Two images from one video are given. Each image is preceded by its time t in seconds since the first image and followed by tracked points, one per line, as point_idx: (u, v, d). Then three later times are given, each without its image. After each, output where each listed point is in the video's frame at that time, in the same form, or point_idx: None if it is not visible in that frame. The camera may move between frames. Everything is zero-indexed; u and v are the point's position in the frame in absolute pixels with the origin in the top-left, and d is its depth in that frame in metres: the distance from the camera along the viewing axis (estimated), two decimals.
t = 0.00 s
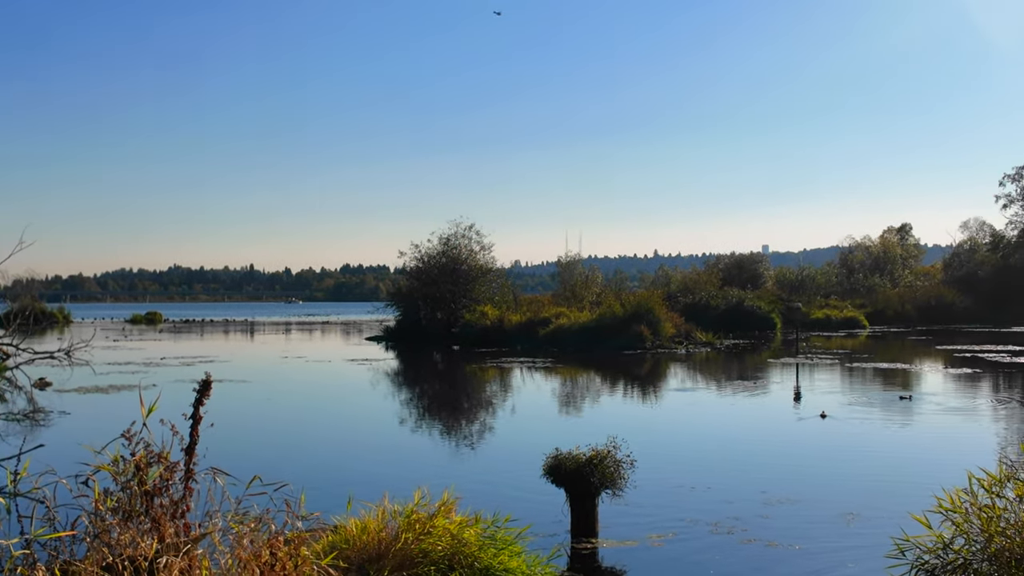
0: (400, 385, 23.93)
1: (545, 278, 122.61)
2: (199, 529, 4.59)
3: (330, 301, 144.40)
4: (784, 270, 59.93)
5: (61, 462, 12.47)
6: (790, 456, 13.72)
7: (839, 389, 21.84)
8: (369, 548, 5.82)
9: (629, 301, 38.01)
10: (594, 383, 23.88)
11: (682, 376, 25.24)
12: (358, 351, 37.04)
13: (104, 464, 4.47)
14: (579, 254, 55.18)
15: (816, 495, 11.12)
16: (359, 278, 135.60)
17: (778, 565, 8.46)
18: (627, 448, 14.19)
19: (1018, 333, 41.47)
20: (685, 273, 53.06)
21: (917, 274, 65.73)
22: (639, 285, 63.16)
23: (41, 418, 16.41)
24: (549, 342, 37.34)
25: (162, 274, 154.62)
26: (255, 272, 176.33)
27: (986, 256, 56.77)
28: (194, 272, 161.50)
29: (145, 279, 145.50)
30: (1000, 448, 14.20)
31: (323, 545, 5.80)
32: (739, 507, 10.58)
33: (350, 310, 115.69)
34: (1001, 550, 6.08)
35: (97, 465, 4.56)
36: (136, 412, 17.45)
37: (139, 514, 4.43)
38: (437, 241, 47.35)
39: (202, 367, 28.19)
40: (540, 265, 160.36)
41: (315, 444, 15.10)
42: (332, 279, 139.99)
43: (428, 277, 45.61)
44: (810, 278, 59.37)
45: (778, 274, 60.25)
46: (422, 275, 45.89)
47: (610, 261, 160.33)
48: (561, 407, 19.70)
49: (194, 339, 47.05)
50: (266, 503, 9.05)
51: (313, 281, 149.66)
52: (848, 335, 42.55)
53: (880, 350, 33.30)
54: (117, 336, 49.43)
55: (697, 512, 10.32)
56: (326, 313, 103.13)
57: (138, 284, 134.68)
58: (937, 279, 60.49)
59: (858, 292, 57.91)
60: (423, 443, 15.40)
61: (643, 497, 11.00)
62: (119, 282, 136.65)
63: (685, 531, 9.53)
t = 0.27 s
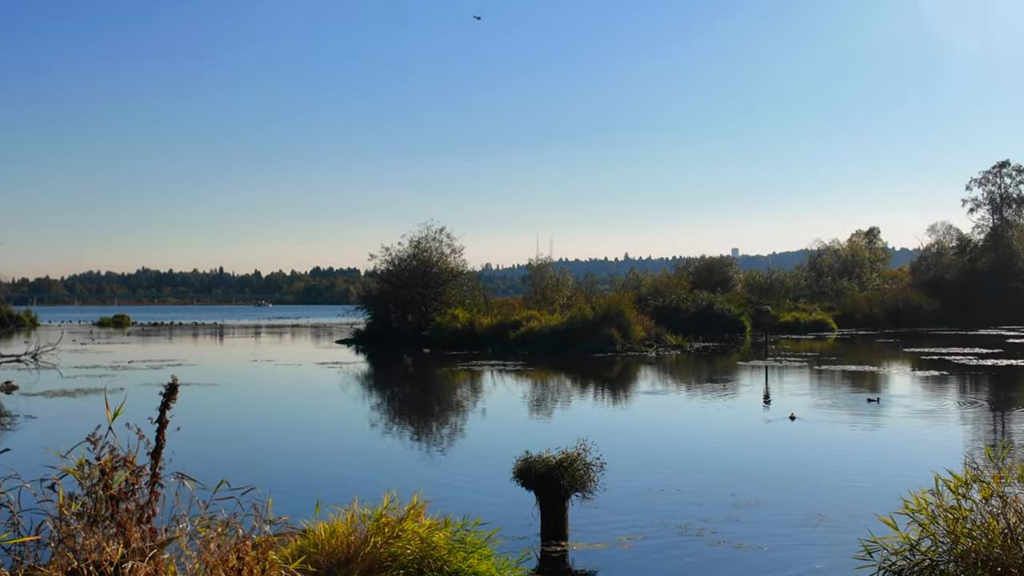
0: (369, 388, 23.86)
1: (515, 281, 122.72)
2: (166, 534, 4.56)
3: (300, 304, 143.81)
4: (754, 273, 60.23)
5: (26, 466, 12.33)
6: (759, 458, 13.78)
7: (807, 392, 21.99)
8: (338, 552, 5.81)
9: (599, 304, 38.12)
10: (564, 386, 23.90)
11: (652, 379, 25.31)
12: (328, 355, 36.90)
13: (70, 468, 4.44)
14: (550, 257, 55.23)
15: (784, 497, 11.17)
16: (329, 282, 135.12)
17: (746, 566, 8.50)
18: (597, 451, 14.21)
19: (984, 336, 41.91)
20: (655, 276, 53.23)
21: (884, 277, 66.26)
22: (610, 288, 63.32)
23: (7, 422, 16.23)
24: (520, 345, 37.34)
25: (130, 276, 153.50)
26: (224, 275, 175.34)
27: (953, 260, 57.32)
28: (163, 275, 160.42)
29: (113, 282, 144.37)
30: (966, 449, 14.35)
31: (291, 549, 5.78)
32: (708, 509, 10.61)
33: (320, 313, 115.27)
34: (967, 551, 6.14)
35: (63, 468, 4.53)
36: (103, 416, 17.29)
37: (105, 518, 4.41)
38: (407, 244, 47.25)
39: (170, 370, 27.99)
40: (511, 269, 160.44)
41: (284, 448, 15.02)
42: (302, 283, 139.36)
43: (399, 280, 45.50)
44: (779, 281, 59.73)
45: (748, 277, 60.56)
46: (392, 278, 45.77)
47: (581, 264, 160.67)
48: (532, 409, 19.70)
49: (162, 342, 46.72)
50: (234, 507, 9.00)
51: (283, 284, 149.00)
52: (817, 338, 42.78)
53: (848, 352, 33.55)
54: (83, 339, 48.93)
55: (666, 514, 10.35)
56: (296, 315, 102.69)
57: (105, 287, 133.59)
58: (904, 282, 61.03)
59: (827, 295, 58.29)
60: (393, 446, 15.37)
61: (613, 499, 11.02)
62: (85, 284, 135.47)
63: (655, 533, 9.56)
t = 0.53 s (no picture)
0: (342, 391, 23.77)
1: (488, 283, 122.73)
2: (136, 538, 4.53)
3: (272, 307, 143.13)
4: (725, 276, 60.48)
5: None
6: (729, 460, 13.84)
7: (779, 394, 22.11)
8: (309, 556, 5.78)
9: (572, 307, 38.19)
10: (537, 389, 23.93)
11: (624, 381, 25.40)
12: (300, 358, 36.71)
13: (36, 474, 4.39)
14: (523, 260, 55.24)
15: (754, 499, 11.24)
16: (301, 284, 134.57)
17: (718, 568, 8.54)
18: (569, 453, 14.24)
19: (953, 339, 42.30)
20: (627, 279, 53.36)
21: (854, 280, 66.74)
22: (583, 291, 63.38)
23: None
24: (493, 348, 37.33)
25: (100, 279, 152.26)
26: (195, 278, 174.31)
27: (923, 263, 57.80)
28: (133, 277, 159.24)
29: (82, 285, 143.14)
30: (935, 451, 14.47)
31: (260, 554, 5.75)
32: (680, 511, 10.65)
33: (291, 316, 114.76)
34: (937, 553, 6.19)
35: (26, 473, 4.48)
36: (71, 420, 17.11)
37: (72, 524, 4.37)
38: (380, 247, 47.10)
39: (140, 374, 27.72)
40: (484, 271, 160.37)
41: (255, 451, 14.94)
42: (273, 285, 138.73)
43: (372, 283, 45.36)
44: (751, 284, 60.02)
45: (720, 280, 60.82)
46: (365, 281, 45.62)
47: (554, 267, 160.88)
48: (504, 412, 19.70)
49: (133, 345, 46.34)
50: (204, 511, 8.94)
51: (254, 286, 148.30)
52: (788, 340, 43.11)
53: (818, 355, 33.82)
54: (51, 342, 48.46)
55: (636, 517, 10.37)
56: (267, 319, 102.19)
57: (75, 290, 132.47)
58: (875, 285, 61.49)
59: (797, 298, 58.63)
60: (367, 449, 15.32)
61: (584, 502, 11.04)
62: (54, 286, 134.28)
63: (626, 536, 9.58)
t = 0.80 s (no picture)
0: (313, 394, 23.68)
1: (461, 285, 122.57)
2: (102, 542, 4.49)
3: (243, 309, 142.36)
4: (697, 278, 60.67)
5: None
6: (701, 462, 13.89)
7: (749, 396, 22.20)
8: (278, 560, 5.76)
9: (544, 309, 38.23)
10: (510, 391, 23.92)
11: (597, 384, 25.44)
12: (271, 360, 36.52)
13: (2, 478, 4.35)
14: (495, 262, 55.21)
15: (725, 501, 11.29)
16: (272, 286, 133.96)
17: (688, 570, 8.57)
18: (541, 456, 14.25)
19: (922, 341, 42.64)
20: (600, 281, 53.44)
21: (825, 283, 67.15)
22: (555, 293, 63.42)
23: None
24: (466, 350, 37.28)
25: (69, 281, 150.96)
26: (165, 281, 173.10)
27: (892, 266, 58.22)
28: (102, 279, 158.00)
29: (51, 287, 141.84)
30: (903, 453, 14.57)
31: (229, 559, 5.72)
32: (651, 513, 10.68)
33: (263, 318, 114.26)
34: (905, 553, 6.24)
35: None
36: (38, 424, 16.94)
37: (39, 528, 4.34)
38: (352, 249, 46.92)
39: (109, 377, 27.47)
40: (456, 274, 160.20)
41: (226, 454, 14.84)
42: (245, 287, 138.02)
43: (344, 285, 45.19)
44: (723, 286, 60.22)
45: (692, 282, 61.02)
46: (337, 283, 45.44)
47: (526, 269, 160.89)
48: (477, 415, 19.68)
49: (102, 347, 45.94)
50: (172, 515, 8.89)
51: (225, 288, 147.44)
52: (759, 342, 43.33)
53: (789, 356, 34.01)
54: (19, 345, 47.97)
55: (608, 519, 10.38)
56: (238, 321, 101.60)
57: (43, 292, 131.26)
58: (845, 288, 61.88)
59: (769, 300, 58.92)
60: (339, 452, 15.26)
61: (556, 504, 11.06)
62: (23, 289, 133.01)
63: (598, 538, 9.59)
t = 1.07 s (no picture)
0: (285, 396, 23.60)
1: (433, 288, 122.40)
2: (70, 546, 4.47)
3: (214, 311, 141.57)
4: (669, 280, 60.90)
5: None
6: (673, 463, 13.95)
7: (721, 398, 22.30)
8: (247, 564, 5.74)
9: (516, 311, 38.27)
10: (483, 393, 23.93)
11: (569, 386, 25.49)
12: (243, 363, 36.34)
13: None
14: (467, 264, 55.18)
15: (696, 502, 11.34)
16: (243, 288, 133.28)
17: (660, 571, 8.59)
18: (513, 458, 14.25)
19: (891, 343, 42.99)
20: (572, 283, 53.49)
21: (796, 285, 67.56)
22: (528, 295, 63.47)
23: None
24: (438, 352, 37.23)
25: (38, 283, 149.61)
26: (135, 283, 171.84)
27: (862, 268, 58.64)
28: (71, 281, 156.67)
29: (19, 289, 140.55)
30: (872, 454, 14.69)
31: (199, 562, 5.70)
32: (622, 515, 10.71)
33: (233, 320, 113.47)
34: (874, 554, 6.29)
35: None
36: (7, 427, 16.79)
37: (7, 532, 4.31)
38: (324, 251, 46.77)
39: (78, 379, 27.25)
40: (429, 276, 159.97)
41: (197, 457, 14.76)
42: (215, 289, 137.29)
43: (315, 287, 45.03)
44: (694, 288, 60.46)
45: (664, 285, 61.25)
46: (309, 285, 45.27)
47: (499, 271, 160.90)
48: (450, 417, 19.67)
49: (71, 349, 45.58)
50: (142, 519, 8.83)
51: (196, 290, 146.59)
52: (731, 344, 43.56)
53: (760, 358, 34.21)
54: None
55: (579, 521, 10.40)
56: (209, 323, 100.97)
57: (11, 295, 130.00)
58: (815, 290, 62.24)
59: (740, 302, 59.23)
60: (311, 455, 15.22)
61: (528, 506, 11.07)
62: None
63: (569, 540, 9.61)
